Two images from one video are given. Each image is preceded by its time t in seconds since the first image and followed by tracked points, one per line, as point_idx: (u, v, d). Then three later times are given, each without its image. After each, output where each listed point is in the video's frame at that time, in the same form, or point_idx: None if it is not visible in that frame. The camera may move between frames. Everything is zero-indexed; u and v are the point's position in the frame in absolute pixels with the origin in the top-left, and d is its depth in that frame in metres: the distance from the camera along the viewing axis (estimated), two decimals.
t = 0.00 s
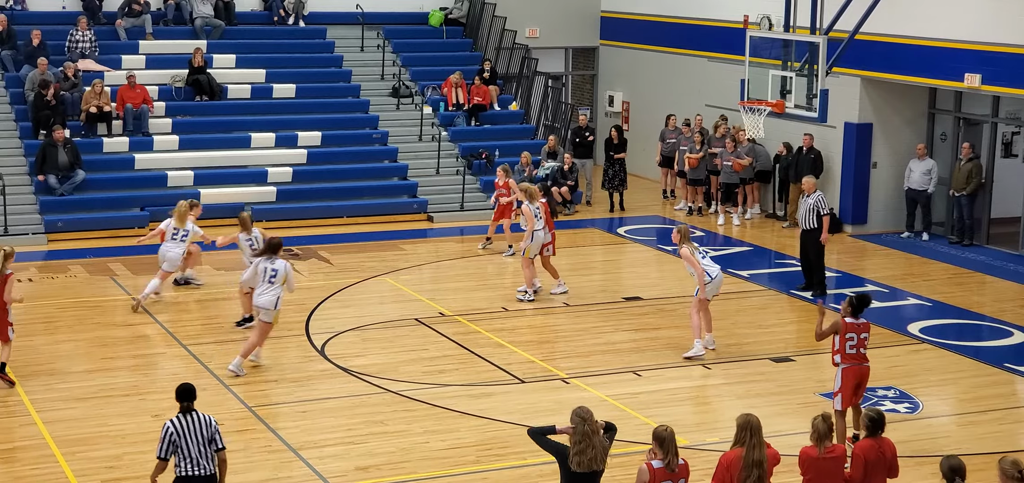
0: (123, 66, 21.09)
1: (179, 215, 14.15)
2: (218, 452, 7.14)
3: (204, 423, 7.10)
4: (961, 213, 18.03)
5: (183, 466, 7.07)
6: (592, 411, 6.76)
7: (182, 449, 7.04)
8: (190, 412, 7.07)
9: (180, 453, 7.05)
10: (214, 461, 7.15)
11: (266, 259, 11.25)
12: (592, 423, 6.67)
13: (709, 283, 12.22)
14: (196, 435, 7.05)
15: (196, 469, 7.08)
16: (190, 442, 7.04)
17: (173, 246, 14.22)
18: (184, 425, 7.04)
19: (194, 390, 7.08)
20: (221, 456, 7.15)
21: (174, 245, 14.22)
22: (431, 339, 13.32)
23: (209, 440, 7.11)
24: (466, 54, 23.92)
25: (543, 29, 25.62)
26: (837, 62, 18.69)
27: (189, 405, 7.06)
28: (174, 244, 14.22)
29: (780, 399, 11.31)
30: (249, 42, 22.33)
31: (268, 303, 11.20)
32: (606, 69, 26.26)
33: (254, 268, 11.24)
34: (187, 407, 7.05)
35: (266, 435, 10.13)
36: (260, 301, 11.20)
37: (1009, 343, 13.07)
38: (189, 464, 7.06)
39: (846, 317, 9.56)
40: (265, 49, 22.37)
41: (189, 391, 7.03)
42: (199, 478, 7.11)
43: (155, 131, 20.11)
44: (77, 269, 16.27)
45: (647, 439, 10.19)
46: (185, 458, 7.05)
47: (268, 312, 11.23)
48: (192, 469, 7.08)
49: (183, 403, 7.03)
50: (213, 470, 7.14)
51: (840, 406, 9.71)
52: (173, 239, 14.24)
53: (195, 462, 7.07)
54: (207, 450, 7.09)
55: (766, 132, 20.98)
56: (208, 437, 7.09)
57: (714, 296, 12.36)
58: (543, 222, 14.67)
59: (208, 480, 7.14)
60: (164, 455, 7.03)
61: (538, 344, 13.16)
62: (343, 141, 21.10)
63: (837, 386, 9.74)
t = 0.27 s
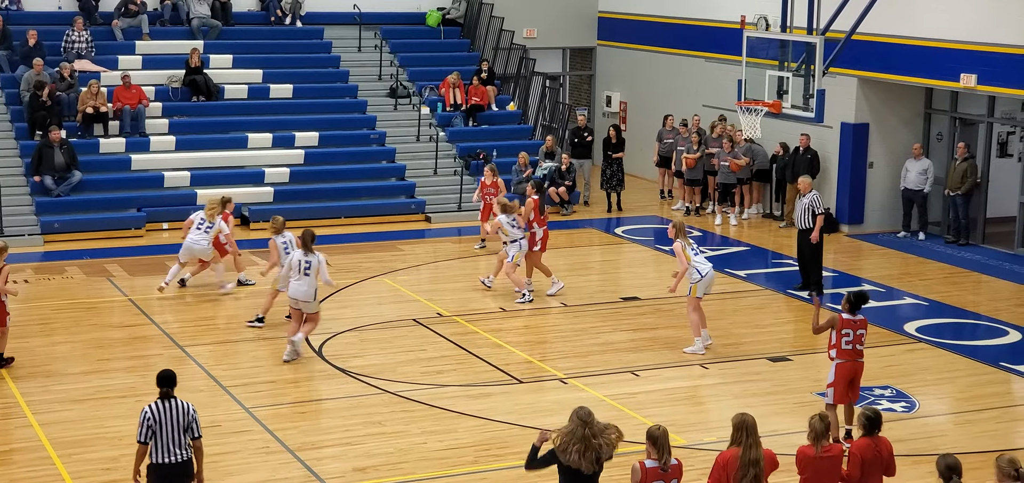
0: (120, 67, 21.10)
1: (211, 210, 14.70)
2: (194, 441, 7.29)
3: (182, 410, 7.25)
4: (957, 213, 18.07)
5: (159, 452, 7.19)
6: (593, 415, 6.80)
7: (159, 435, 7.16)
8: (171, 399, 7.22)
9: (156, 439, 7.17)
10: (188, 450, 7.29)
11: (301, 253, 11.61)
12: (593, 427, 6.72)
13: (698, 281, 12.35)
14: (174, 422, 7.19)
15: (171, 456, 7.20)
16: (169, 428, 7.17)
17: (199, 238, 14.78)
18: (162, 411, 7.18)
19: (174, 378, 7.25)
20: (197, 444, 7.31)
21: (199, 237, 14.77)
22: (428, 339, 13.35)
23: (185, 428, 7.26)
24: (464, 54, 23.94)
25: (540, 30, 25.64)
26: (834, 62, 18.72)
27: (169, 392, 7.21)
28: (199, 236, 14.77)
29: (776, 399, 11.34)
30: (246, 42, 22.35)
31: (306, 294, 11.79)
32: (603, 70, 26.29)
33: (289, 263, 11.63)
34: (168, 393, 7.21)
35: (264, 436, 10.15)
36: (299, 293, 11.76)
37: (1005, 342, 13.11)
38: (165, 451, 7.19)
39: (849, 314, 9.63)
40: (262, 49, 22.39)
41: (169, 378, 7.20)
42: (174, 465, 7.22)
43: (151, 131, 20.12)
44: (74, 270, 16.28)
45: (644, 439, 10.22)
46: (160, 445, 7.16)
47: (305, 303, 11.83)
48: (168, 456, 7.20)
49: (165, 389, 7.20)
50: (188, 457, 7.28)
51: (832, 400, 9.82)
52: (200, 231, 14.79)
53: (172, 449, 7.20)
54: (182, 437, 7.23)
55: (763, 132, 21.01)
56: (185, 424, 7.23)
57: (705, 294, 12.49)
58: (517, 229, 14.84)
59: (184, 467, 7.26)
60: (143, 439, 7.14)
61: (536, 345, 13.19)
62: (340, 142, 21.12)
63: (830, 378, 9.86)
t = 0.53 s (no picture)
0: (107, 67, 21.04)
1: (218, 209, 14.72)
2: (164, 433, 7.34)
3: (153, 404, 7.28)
4: (943, 212, 18.12)
5: (130, 444, 7.25)
6: (581, 412, 6.75)
7: (129, 428, 7.22)
8: (139, 393, 7.24)
9: (127, 432, 7.22)
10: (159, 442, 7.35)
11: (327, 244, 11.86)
12: (581, 425, 6.69)
13: (675, 280, 12.56)
14: (145, 416, 7.22)
15: (144, 448, 7.27)
16: (139, 422, 7.22)
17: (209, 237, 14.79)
18: (132, 405, 7.20)
19: (143, 372, 7.24)
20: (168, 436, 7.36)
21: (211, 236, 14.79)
22: (417, 340, 13.34)
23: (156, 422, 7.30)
24: (453, 54, 23.93)
25: (529, 30, 25.65)
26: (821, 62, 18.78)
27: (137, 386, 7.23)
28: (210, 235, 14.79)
29: (764, 398, 11.36)
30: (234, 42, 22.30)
31: (339, 284, 12.04)
32: (592, 70, 26.31)
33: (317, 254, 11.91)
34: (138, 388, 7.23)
35: (252, 437, 10.13)
36: (332, 283, 12.01)
37: (991, 341, 13.16)
38: (136, 444, 7.25)
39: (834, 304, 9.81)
40: (250, 49, 22.35)
41: (139, 372, 7.19)
42: (145, 458, 7.29)
43: (139, 132, 20.07)
44: (61, 271, 16.23)
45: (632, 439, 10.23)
46: (132, 438, 7.23)
47: (341, 291, 12.10)
48: (139, 449, 7.26)
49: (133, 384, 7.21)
50: (159, 449, 7.33)
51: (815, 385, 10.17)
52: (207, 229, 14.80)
53: (143, 442, 7.26)
54: (153, 431, 7.28)
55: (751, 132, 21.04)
56: (155, 418, 7.26)
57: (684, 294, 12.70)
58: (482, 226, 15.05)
59: (154, 460, 7.31)
60: (115, 432, 7.17)
61: (524, 345, 13.19)
62: (328, 142, 21.09)
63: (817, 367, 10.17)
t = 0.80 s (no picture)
0: (96, 68, 20.97)
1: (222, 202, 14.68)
2: (137, 422, 7.58)
3: (128, 394, 7.53)
4: (933, 212, 18.17)
5: (103, 431, 7.52)
6: (575, 405, 6.77)
7: (102, 415, 7.48)
8: (114, 381, 7.50)
9: (100, 420, 7.50)
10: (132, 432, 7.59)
11: (348, 237, 12.39)
12: (576, 418, 6.69)
13: (653, 274, 12.64)
14: (117, 404, 7.48)
15: (116, 435, 7.53)
16: (112, 409, 7.47)
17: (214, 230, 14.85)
18: (106, 393, 7.46)
19: (118, 360, 7.51)
20: (140, 425, 7.58)
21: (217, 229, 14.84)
22: (407, 340, 13.32)
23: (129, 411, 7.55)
24: (443, 55, 23.91)
25: (518, 30, 25.66)
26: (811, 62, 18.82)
27: (111, 374, 7.49)
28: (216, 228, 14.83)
29: (754, 398, 11.37)
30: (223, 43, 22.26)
31: (363, 276, 12.57)
32: (582, 70, 26.32)
33: (341, 247, 12.42)
34: (113, 376, 7.49)
35: (242, 438, 10.10)
36: (356, 275, 12.53)
37: (981, 341, 13.19)
38: (110, 431, 7.52)
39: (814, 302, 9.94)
40: (239, 50, 22.30)
41: (112, 361, 7.45)
42: (118, 445, 7.55)
43: (128, 132, 20.01)
44: (50, 272, 16.17)
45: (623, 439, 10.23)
46: (104, 426, 7.50)
47: (365, 283, 12.61)
48: (113, 436, 7.53)
49: (107, 373, 7.49)
50: (131, 437, 7.58)
51: (801, 381, 10.28)
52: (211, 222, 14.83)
53: (116, 429, 7.52)
54: (126, 419, 7.52)
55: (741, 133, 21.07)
56: (128, 406, 7.51)
57: (661, 288, 12.77)
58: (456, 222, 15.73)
59: (127, 447, 7.58)
60: (86, 420, 7.45)
61: (515, 345, 13.19)
62: (318, 142, 21.05)
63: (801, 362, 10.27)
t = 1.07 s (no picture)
0: (85, 68, 20.91)
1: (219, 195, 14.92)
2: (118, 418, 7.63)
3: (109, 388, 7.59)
4: (922, 212, 18.22)
5: (85, 425, 7.62)
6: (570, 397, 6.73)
7: (82, 408, 7.60)
8: (95, 375, 7.59)
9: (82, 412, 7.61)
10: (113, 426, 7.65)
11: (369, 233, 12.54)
12: (569, 411, 6.68)
13: (626, 271, 12.90)
14: (98, 398, 7.56)
15: (97, 429, 7.62)
16: (93, 403, 7.57)
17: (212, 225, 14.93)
18: (86, 387, 7.57)
19: (101, 356, 7.58)
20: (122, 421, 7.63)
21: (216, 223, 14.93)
22: (397, 341, 13.31)
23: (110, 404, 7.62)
24: (432, 55, 23.90)
25: (508, 30, 25.65)
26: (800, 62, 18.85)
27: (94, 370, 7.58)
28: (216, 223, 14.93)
29: (743, 398, 11.39)
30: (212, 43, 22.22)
31: (383, 272, 12.64)
32: (572, 71, 26.34)
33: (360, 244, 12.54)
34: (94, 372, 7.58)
35: (231, 439, 10.08)
36: (377, 271, 12.60)
37: (969, 340, 13.23)
38: (91, 424, 7.61)
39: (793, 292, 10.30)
40: (228, 50, 22.27)
41: (95, 357, 7.53)
42: (99, 438, 7.64)
43: (118, 133, 19.96)
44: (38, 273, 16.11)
45: (613, 439, 10.23)
46: (85, 418, 7.60)
47: (383, 279, 12.69)
48: (95, 429, 7.63)
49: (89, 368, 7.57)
50: (112, 431, 7.65)
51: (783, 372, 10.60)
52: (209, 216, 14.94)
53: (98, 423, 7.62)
54: (105, 414, 7.59)
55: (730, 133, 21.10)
56: (108, 400, 7.58)
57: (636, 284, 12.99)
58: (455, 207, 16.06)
59: (109, 440, 7.67)
60: (68, 412, 7.64)
61: (505, 345, 13.18)
62: (308, 143, 21.02)
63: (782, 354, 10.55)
